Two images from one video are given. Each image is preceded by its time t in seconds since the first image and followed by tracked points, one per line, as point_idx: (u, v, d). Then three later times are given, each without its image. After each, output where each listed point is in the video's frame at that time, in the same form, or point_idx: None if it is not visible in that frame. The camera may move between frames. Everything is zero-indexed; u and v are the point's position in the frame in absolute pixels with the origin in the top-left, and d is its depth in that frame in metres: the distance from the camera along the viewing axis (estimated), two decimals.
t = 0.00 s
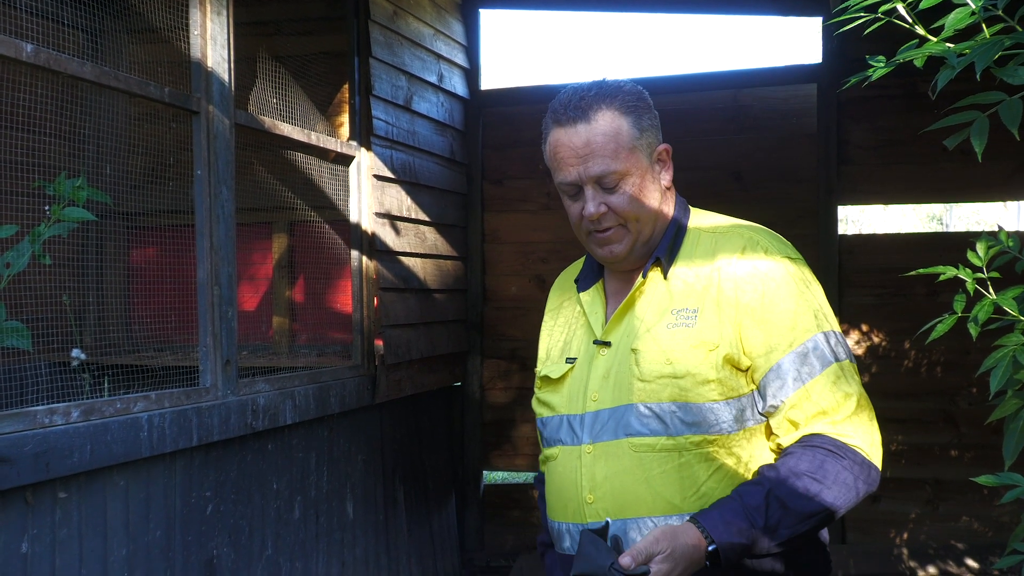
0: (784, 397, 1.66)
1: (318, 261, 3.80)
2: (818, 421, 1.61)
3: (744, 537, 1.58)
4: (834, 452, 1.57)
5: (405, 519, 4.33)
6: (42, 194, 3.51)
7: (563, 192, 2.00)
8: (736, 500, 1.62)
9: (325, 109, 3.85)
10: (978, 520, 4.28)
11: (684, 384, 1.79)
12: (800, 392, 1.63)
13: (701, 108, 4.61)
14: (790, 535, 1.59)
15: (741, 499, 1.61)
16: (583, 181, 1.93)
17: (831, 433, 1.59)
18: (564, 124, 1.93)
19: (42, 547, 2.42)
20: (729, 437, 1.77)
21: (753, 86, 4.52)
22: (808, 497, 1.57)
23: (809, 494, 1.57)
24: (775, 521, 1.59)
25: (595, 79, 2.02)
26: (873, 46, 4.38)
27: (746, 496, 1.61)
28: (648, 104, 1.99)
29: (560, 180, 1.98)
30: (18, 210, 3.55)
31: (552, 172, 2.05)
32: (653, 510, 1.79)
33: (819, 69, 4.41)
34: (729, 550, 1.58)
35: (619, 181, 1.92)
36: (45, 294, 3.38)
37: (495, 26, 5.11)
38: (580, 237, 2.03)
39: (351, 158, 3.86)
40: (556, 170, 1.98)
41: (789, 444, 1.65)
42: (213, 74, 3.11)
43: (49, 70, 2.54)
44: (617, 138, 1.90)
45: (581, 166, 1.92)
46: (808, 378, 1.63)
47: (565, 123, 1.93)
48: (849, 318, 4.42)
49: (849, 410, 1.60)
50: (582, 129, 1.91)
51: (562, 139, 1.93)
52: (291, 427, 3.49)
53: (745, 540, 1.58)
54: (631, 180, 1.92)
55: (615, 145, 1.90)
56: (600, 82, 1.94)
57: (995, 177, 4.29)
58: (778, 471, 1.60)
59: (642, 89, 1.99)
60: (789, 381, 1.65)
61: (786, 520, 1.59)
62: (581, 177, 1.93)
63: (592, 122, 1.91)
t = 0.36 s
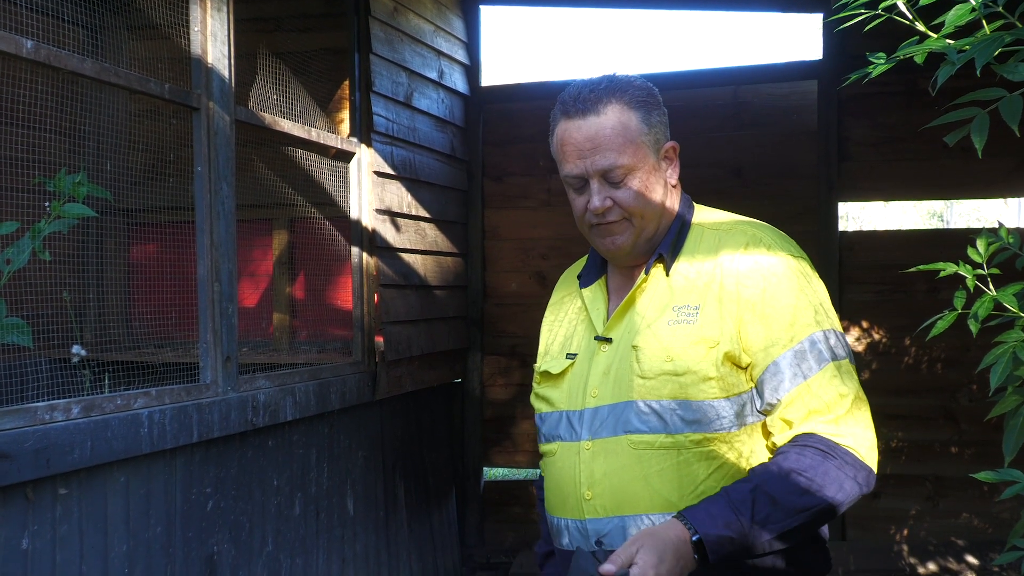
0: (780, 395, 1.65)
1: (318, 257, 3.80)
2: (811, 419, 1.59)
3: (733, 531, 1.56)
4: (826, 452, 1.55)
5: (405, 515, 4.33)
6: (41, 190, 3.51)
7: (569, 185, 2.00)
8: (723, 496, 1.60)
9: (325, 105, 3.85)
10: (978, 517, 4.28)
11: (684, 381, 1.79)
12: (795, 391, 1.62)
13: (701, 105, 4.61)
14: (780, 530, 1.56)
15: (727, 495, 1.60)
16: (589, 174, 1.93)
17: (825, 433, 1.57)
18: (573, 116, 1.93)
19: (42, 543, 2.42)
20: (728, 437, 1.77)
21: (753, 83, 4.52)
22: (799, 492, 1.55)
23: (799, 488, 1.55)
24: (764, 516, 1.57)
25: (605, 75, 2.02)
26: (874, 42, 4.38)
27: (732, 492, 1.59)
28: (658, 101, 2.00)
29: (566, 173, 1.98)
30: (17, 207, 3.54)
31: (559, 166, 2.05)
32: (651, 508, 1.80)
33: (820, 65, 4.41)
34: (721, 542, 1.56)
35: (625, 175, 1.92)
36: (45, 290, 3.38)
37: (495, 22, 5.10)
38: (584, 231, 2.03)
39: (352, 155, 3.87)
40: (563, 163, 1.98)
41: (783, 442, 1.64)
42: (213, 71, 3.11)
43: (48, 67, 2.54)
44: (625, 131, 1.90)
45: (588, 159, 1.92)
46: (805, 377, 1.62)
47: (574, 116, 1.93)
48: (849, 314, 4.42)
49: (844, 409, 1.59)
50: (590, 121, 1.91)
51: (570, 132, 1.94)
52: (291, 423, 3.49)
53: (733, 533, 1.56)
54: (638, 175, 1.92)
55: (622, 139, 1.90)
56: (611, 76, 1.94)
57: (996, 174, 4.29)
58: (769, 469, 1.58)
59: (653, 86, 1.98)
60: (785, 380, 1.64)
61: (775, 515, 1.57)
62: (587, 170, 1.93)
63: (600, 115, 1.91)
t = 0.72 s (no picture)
0: (763, 393, 1.68)
1: (318, 255, 3.79)
2: (783, 414, 1.63)
3: (690, 510, 1.59)
4: (796, 444, 1.58)
5: (405, 513, 4.33)
6: (41, 187, 3.50)
7: (568, 176, 1.99)
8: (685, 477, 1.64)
9: (325, 102, 3.85)
10: (978, 514, 4.28)
11: (687, 380, 1.78)
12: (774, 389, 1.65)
13: (701, 102, 4.61)
14: (741, 517, 1.59)
15: (689, 479, 1.63)
16: (586, 166, 1.93)
17: (797, 427, 1.60)
18: (573, 108, 1.93)
19: (42, 540, 2.43)
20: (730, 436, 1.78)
21: (754, 79, 4.52)
22: (763, 480, 1.59)
23: (763, 477, 1.59)
24: (726, 502, 1.60)
25: (609, 68, 2.01)
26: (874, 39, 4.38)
27: (695, 476, 1.63)
28: (663, 96, 1.98)
29: (565, 164, 1.97)
30: (17, 204, 3.54)
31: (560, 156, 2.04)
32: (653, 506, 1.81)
33: (820, 62, 4.40)
34: (676, 522, 1.59)
35: (622, 169, 1.91)
36: (46, 288, 3.38)
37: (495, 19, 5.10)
38: (581, 223, 2.03)
39: (352, 152, 3.86)
40: (562, 153, 1.98)
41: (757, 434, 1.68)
42: (213, 68, 3.11)
43: (48, 63, 2.54)
44: (624, 125, 1.89)
45: (585, 151, 1.92)
46: (784, 378, 1.65)
47: (575, 107, 1.92)
48: (849, 311, 4.42)
49: (818, 405, 1.62)
50: (589, 113, 1.90)
51: (569, 123, 1.93)
52: (291, 421, 3.49)
53: (691, 514, 1.59)
54: (635, 168, 1.91)
55: (620, 132, 1.89)
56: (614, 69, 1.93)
57: (996, 171, 4.29)
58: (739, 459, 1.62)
59: (658, 82, 1.98)
60: (767, 376, 1.67)
61: (736, 502, 1.60)
62: (585, 162, 1.93)
63: (600, 107, 1.90)
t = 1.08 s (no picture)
0: (764, 392, 1.69)
1: (321, 250, 3.80)
2: (787, 414, 1.63)
3: (704, 520, 1.58)
4: (801, 444, 1.59)
5: (408, 507, 4.33)
6: (43, 182, 3.51)
7: (567, 169, 1.96)
8: (698, 483, 1.62)
9: (326, 97, 3.85)
10: (980, 508, 4.28)
11: (696, 381, 1.76)
12: (774, 391, 1.66)
13: (704, 96, 4.60)
14: (751, 524, 1.59)
15: (701, 484, 1.62)
16: (586, 159, 1.90)
17: (800, 427, 1.61)
18: (574, 100, 1.89)
19: (46, 534, 2.43)
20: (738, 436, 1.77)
21: (756, 74, 4.51)
22: (771, 483, 1.58)
23: (774, 481, 1.58)
24: (738, 508, 1.59)
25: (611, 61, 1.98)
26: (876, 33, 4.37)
27: (708, 481, 1.62)
28: (666, 90, 1.96)
29: (563, 156, 1.94)
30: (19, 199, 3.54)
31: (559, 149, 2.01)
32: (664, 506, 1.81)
33: (822, 56, 4.40)
34: (690, 531, 1.58)
35: (622, 163, 1.88)
36: (48, 284, 3.38)
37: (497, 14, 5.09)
38: (579, 217, 2.00)
39: (352, 147, 3.83)
40: (561, 146, 1.94)
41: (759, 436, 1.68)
42: (215, 62, 3.09)
43: (50, 58, 2.53)
44: (625, 118, 1.86)
45: (585, 144, 1.89)
46: (788, 378, 1.65)
47: (576, 99, 1.89)
48: (851, 306, 4.42)
49: (822, 405, 1.63)
50: (590, 105, 1.87)
51: (570, 114, 1.90)
52: (294, 415, 3.49)
53: (705, 523, 1.58)
54: (636, 163, 1.88)
55: (621, 126, 1.86)
56: (617, 61, 1.90)
57: (999, 165, 4.28)
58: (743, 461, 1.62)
59: (661, 75, 1.95)
60: (770, 377, 1.68)
61: (748, 509, 1.59)
62: (585, 155, 1.90)
63: (602, 99, 1.87)
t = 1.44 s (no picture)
0: (771, 409, 1.65)
1: (324, 245, 3.82)
2: (798, 435, 1.60)
3: (726, 559, 1.55)
4: (812, 467, 1.57)
5: (409, 502, 4.34)
6: (45, 177, 3.51)
7: (576, 176, 1.89)
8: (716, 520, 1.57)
9: (328, 92, 3.82)
10: (982, 503, 4.28)
11: (698, 392, 1.73)
12: (785, 407, 1.63)
13: (706, 91, 4.60)
14: (772, 556, 1.57)
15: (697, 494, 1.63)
16: (596, 170, 1.82)
17: (811, 448, 1.58)
18: (585, 108, 1.81)
19: (48, 530, 2.43)
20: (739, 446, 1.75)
21: (758, 68, 4.50)
22: (786, 512, 1.55)
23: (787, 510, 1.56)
24: (757, 541, 1.56)
25: (622, 59, 1.88)
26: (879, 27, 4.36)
27: (726, 516, 1.57)
28: (679, 92, 1.87)
29: (572, 164, 1.86)
30: (21, 193, 3.54)
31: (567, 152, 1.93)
32: (659, 515, 1.78)
33: (824, 50, 4.39)
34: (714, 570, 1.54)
35: (634, 175, 1.81)
36: (50, 278, 3.39)
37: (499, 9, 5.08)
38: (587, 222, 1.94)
39: (354, 142, 3.83)
40: (570, 152, 1.87)
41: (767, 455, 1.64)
42: (217, 57, 3.09)
43: (51, 53, 2.53)
44: (639, 130, 1.78)
45: (596, 155, 1.81)
46: (798, 396, 1.62)
47: (586, 108, 1.81)
48: (853, 301, 4.42)
49: (833, 425, 1.61)
50: (602, 115, 1.79)
51: (580, 124, 1.81)
52: (296, 410, 3.49)
53: (726, 561, 1.55)
54: (648, 174, 1.82)
55: (635, 138, 1.78)
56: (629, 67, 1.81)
57: (1001, 160, 4.28)
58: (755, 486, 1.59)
59: (675, 77, 1.87)
60: (780, 393, 1.64)
61: (767, 541, 1.56)
62: (595, 166, 1.82)
63: (615, 109, 1.78)
